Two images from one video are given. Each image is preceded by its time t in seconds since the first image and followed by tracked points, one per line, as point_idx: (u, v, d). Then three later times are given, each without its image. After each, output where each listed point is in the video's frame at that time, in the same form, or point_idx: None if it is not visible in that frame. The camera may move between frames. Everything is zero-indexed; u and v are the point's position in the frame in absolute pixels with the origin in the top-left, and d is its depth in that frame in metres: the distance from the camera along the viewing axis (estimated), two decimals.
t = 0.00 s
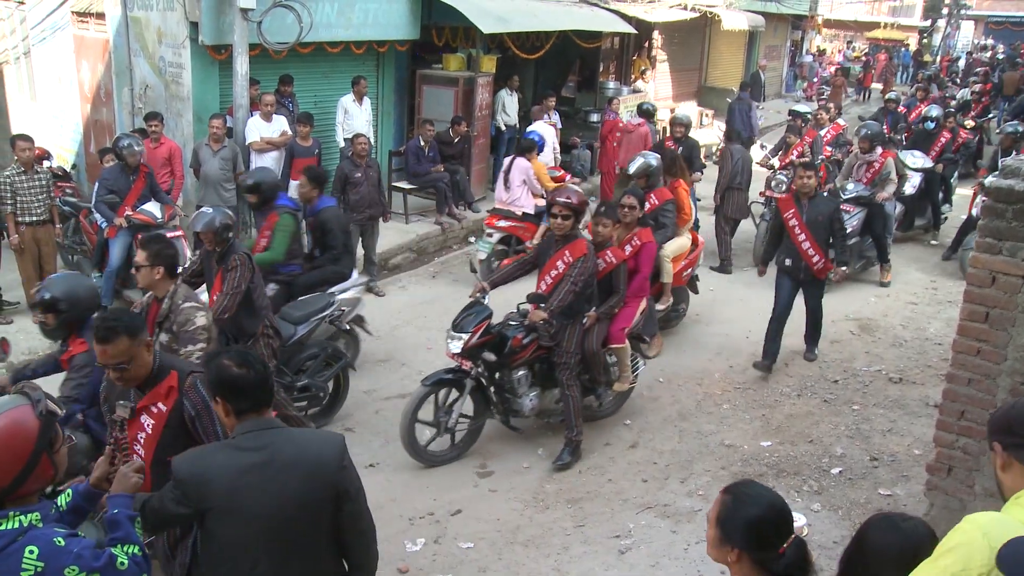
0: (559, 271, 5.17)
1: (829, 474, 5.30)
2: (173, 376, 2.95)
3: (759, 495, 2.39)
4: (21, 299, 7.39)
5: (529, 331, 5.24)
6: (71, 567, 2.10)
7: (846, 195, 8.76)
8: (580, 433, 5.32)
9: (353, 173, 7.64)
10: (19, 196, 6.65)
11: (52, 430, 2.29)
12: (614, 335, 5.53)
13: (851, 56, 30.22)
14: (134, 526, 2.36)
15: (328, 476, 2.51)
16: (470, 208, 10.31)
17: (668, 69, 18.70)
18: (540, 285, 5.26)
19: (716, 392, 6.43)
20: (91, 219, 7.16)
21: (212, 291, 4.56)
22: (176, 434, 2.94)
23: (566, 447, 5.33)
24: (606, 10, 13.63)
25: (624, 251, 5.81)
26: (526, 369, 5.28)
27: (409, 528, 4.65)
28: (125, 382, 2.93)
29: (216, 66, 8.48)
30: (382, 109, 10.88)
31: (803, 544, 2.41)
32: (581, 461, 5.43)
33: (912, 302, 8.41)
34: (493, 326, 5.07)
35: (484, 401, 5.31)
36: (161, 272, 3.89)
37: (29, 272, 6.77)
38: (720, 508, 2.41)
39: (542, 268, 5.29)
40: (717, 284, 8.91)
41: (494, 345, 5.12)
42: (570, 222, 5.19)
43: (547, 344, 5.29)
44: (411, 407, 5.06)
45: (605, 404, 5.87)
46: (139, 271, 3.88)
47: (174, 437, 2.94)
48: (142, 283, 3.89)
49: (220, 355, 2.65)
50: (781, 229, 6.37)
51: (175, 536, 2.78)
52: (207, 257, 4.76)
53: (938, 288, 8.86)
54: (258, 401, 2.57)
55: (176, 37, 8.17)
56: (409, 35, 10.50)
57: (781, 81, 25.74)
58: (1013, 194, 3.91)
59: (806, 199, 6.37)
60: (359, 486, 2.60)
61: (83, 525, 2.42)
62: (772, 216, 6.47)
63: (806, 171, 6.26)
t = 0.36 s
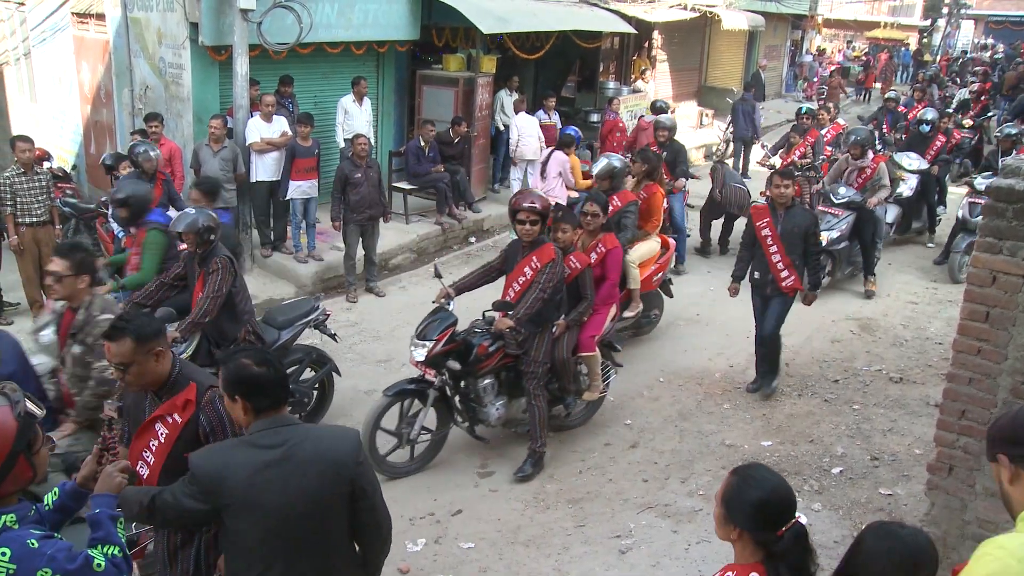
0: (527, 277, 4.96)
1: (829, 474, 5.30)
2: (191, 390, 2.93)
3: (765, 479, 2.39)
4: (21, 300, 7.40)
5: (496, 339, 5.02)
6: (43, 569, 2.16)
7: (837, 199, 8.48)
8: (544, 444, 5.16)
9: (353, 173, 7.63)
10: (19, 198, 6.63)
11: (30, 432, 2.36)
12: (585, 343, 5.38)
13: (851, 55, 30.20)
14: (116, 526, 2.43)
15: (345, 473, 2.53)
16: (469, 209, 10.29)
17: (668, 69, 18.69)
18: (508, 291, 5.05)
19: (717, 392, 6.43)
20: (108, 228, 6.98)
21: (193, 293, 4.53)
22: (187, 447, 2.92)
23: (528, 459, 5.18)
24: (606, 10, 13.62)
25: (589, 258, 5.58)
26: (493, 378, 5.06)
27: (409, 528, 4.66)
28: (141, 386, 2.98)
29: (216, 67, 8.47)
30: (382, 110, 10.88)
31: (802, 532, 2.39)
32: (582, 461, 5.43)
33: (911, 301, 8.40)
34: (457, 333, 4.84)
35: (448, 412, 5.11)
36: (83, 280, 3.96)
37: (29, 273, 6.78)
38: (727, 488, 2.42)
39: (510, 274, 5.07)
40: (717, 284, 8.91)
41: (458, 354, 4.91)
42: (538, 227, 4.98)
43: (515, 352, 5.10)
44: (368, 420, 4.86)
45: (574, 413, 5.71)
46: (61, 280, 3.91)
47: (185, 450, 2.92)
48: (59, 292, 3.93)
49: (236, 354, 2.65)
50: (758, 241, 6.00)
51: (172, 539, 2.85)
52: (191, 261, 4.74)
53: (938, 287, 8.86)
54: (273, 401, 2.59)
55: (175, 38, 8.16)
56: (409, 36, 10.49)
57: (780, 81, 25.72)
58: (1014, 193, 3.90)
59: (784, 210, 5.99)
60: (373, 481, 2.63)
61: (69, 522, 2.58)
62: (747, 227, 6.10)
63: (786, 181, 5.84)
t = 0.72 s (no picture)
0: (498, 280, 4.87)
1: (832, 473, 5.30)
2: (174, 391, 2.90)
3: (765, 470, 2.41)
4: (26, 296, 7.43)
5: (468, 344, 4.94)
6: (44, 564, 2.19)
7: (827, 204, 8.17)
8: (513, 451, 5.03)
9: (356, 171, 7.63)
10: (24, 194, 6.66)
11: (25, 428, 2.38)
12: (559, 347, 5.22)
13: (854, 55, 30.14)
14: (121, 514, 2.47)
15: (374, 463, 2.66)
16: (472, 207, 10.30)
17: (671, 68, 18.66)
18: (479, 295, 4.96)
19: (719, 391, 6.44)
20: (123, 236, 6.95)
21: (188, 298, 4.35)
22: (165, 446, 2.90)
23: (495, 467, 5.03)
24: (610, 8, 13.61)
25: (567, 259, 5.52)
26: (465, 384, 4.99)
27: (411, 525, 4.67)
28: (136, 372, 2.97)
29: (220, 65, 8.46)
30: (386, 107, 10.88)
31: (796, 525, 2.35)
32: (585, 459, 5.43)
33: (913, 301, 8.40)
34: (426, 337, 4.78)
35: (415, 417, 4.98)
36: None
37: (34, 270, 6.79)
38: (731, 474, 2.45)
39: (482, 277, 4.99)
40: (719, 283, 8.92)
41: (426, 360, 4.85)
42: (507, 229, 4.84)
43: (488, 357, 5.02)
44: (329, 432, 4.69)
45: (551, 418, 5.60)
46: None
47: (165, 448, 2.90)
48: None
49: (279, 350, 2.63)
50: (732, 264, 5.48)
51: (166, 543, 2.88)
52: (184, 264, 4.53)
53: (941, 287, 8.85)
54: (316, 396, 2.61)
55: (180, 34, 8.17)
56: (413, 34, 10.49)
57: (784, 81, 25.65)
58: (1018, 194, 3.91)
59: (763, 232, 5.45)
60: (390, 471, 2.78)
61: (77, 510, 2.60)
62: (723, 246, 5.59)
63: (766, 202, 5.31)
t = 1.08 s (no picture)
0: (481, 285, 4.90)
1: (827, 468, 5.48)
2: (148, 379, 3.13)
3: (732, 470, 2.43)
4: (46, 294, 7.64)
5: (450, 347, 5.06)
6: (73, 554, 2.26)
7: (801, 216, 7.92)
8: (506, 451, 5.22)
9: (364, 172, 7.82)
10: (43, 195, 6.85)
11: (46, 426, 2.36)
12: (543, 348, 5.34)
13: (851, 61, 30.38)
14: (149, 493, 2.54)
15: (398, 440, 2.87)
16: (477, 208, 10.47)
17: (672, 72, 18.82)
18: (462, 299, 5.03)
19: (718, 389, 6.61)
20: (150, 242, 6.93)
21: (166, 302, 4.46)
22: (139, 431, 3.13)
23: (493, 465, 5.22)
24: (612, 14, 13.80)
25: (550, 261, 5.65)
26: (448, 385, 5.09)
27: (416, 518, 4.86)
28: (126, 361, 3.19)
29: (232, 69, 8.66)
30: (393, 111, 11.08)
31: (764, 523, 2.38)
32: (586, 455, 5.62)
33: (908, 301, 8.57)
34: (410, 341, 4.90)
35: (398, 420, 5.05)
36: None
37: (52, 268, 7.02)
38: (699, 477, 2.46)
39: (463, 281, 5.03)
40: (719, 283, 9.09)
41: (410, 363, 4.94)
42: (482, 233, 4.87)
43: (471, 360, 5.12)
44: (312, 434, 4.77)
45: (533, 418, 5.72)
46: None
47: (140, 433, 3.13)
48: None
49: (300, 354, 2.72)
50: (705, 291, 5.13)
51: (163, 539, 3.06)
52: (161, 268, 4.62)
53: (936, 288, 9.01)
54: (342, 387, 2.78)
55: (193, 40, 8.38)
56: (420, 39, 10.68)
57: (781, 86, 25.85)
58: (1008, 197, 4.10)
59: (733, 257, 5.11)
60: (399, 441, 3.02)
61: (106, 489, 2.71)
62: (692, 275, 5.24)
63: (734, 225, 5.01)
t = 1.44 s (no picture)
0: (472, 290, 5.00)
1: (824, 467, 5.69)
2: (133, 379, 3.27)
3: (712, 475, 2.53)
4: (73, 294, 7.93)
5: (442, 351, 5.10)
6: (106, 546, 2.36)
7: (778, 232, 7.84)
8: (508, 448, 5.42)
9: (379, 178, 8.09)
10: (71, 199, 7.11)
11: (74, 426, 2.40)
12: (532, 353, 5.39)
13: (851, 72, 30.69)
14: (177, 481, 2.65)
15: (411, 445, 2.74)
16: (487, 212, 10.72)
17: (678, 82, 19.06)
18: (454, 303, 5.11)
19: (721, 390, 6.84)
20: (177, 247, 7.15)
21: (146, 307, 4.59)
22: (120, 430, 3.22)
23: (498, 463, 5.46)
24: (619, 24, 14.08)
25: (545, 265, 5.71)
26: (439, 389, 5.13)
27: (426, 512, 5.11)
28: (116, 362, 3.30)
29: (252, 77, 8.95)
30: (407, 117, 11.35)
31: (742, 526, 2.44)
32: (592, 452, 5.85)
33: (906, 305, 8.78)
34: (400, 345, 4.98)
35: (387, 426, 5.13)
36: None
37: (79, 269, 7.32)
38: (678, 480, 2.56)
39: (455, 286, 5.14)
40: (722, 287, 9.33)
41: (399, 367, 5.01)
42: (473, 238, 5.05)
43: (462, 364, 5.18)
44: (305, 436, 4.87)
45: (524, 420, 5.80)
46: None
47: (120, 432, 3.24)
48: None
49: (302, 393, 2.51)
50: (682, 317, 4.65)
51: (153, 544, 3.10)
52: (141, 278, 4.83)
53: (933, 292, 9.23)
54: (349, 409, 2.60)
55: (215, 49, 8.67)
56: (433, 48, 10.96)
57: (783, 96, 26.11)
58: (1000, 205, 4.32)
59: (718, 282, 4.59)
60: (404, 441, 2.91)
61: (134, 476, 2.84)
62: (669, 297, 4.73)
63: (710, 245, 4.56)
